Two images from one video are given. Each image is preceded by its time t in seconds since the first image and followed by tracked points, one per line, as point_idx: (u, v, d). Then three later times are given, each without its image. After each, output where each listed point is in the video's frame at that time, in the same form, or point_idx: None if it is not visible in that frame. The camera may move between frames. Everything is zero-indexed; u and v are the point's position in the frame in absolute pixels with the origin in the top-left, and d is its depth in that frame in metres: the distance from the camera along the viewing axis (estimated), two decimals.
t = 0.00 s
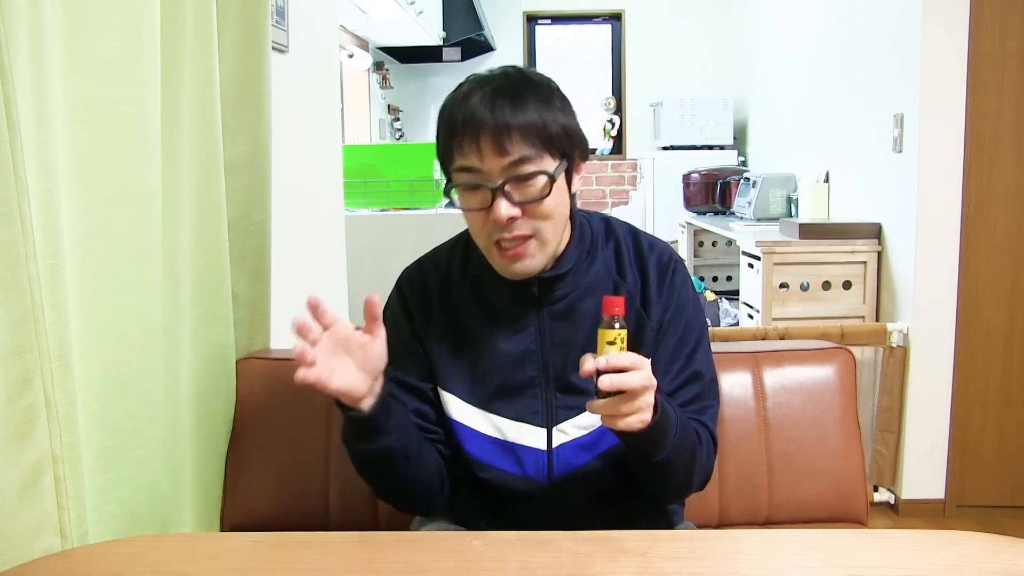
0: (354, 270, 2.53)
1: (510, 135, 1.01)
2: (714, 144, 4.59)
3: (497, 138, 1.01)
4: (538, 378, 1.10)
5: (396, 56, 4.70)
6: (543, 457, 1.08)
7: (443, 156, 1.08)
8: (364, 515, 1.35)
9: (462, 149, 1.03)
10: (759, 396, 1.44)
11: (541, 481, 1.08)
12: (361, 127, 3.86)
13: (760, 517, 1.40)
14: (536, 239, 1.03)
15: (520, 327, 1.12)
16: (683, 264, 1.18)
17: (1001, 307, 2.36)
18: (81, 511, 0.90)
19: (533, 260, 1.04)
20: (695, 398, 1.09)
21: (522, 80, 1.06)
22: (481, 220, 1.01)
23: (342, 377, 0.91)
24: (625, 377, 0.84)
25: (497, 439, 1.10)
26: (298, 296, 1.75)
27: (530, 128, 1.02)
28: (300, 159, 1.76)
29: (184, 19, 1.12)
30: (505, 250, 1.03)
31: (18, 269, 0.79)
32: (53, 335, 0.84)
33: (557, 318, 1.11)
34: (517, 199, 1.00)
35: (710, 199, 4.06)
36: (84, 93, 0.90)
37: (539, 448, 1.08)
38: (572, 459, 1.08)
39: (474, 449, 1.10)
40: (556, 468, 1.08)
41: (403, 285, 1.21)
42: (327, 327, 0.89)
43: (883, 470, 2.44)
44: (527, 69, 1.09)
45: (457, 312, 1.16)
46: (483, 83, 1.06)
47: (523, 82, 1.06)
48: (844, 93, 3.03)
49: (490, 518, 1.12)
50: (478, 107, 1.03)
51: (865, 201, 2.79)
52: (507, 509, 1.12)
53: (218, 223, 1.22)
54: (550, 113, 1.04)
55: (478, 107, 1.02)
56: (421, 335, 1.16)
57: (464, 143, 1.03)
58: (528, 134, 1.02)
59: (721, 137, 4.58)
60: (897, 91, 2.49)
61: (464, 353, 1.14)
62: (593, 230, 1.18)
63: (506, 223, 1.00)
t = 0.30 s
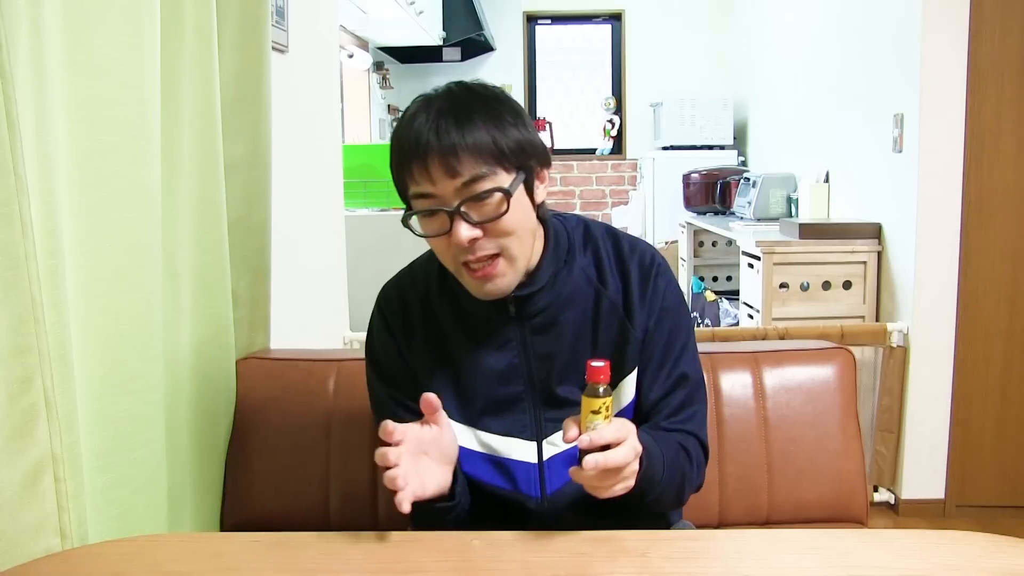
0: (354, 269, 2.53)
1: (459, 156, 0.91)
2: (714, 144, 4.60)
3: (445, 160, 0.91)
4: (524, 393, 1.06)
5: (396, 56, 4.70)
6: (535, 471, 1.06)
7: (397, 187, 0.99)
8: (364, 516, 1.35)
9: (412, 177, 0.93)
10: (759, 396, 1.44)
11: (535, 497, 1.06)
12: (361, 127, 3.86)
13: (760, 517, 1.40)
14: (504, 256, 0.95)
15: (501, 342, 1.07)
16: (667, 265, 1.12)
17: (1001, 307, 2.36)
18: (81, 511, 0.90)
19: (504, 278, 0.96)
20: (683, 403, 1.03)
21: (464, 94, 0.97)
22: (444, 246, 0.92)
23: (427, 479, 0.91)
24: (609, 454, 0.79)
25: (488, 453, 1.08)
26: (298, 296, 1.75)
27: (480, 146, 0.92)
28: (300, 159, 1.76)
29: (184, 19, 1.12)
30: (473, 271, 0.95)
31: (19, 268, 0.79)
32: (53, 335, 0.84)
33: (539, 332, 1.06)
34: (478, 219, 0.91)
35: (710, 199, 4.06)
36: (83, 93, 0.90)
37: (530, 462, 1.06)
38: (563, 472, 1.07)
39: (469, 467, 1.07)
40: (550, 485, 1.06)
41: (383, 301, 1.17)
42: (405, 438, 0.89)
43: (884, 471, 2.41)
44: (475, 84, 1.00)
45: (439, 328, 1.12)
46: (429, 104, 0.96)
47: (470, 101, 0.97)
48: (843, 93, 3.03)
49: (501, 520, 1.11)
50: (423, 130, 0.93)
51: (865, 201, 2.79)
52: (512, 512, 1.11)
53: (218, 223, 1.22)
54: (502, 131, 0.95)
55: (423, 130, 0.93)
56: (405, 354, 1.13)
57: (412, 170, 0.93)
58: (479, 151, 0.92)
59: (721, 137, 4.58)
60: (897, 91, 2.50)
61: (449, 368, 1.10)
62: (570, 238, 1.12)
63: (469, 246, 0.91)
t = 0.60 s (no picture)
0: (354, 269, 2.53)
1: (420, 167, 0.86)
2: (714, 144, 4.60)
3: (405, 171, 0.86)
4: (505, 406, 1.05)
5: (396, 56, 4.70)
6: (522, 485, 1.05)
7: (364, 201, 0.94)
8: (364, 515, 1.35)
9: (375, 191, 0.88)
10: (759, 395, 1.44)
11: (524, 510, 1.06)
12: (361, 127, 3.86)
13: (760, 517, 1.40)
14: (475, 269, 0.90)
15: (482, 354, 1.04)
16: (655, 272, 1.10)
17: (1001, 307, 2.36)
18: (81, 510, 0.90)
19: (477, 291, 0.92)
20: (671, 417, 1.03)
21: (426, 101, 0.92)
22: (413, 259, 0.88)
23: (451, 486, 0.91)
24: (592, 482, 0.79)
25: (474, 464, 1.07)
26: (298, 296, 1.75)
27: (442, 155, 0.87)
28: (301, 160, 1.77)
29: (184, 20, 1.12)
30: (445, 285, 0.90)
31: (19, 268, 0.79)
32: (53, 335, 0.84)
33: (521, 343, 1.04)
34: (445, 231, 0.86)
35: (710, 199, 4.06)
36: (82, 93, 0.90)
37: (517, 476, 1.05)
38: (552, 487, 1.07)
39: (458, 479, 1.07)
40: (539, 500, 1.06)
41: (364, 307, 1.14)
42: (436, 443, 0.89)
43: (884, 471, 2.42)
44: (442, 89, 0.95)
45: (419, 337, 1.09)
46: (392, 110, 0.91)
47: (435, 107, 0.91)
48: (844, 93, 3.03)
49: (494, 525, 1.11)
50: (384, 139, 0.88)
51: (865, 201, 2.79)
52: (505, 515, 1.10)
53: (218, 223, 1.22)
54: (468, 138, 0.89)
55: (384, 139, 0.88)
56: (388, 361, 1.10)
57: (374, 182, 0.88)
58: (441, 159, 0.87)
59: (722, 137, 4.58)
60: (897, 91, 2.50)
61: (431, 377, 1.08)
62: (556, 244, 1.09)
63: (439, 260, 0.87)
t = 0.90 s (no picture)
0: (353, 269, 2.53)
1: (416, 164, 0.85)
2: (714, 144, 4.60)
3: (400, 168, 0.85)
4: (497, 409, 1.03)
5: (396, 56, 4.70)
6: (515, 487, 1.02)
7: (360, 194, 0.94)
8: (364, 515, 1.35)
9: (369, 185, 0.88)
10: (759, 396, 1.44)
11: (518, 511, 1.03)
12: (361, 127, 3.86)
13: (760, 517, 1.41)
14: (470, 268, 0.89)
15: (475, 356, 1.03)
16: (655, 279, 1.07)
17: (1002, 306, 2.36)
18: (81, 511, 0.90)
19: (471, 288, 0.91)
20: (675, 426, 1.02)
21: (424, 97, 0.92)
22: (407, 257, 0.87)
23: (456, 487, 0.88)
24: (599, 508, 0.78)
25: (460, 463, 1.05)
26: (298, 295, 1.75)
27: (437, 151, 0.86)
28: (301, 160, 1.77)
29: (184, 20, 1.12)
30: (441, 284, 0.90)
31: (19, 269, 0.79)
32: (54, 334, 0.85)
33: (514, 347, 1.02)
34: (439, 229, 0.86)
35: (710, 199, 4.06)
36: (82, 92, 0.90)
37: (510, 477, 1.03)
38: (545, 487, 1.03)
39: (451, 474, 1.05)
40: (532, 502, 1.02)
41: (361, 307, 1.13)
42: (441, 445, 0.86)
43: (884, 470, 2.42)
44: (439, 88, 0.94)
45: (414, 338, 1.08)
46: (391, 108, 0.91)
47: (432, 106, 0.91)
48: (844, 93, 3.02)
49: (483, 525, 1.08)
50: (381, 136, 0.87)
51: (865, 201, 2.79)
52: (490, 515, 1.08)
53: (218, 223, 1.22)
54: (462, 136, 0.89)
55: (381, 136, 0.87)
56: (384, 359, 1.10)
57: (369, 179, 0.88)
58: (436, 158, 0.86)
59: (722, 137, 4.58)
60: (897, 91, 2.50)
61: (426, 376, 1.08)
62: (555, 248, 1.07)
63: (433, 257, 0.86)
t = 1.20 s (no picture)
0: (354, 269, 2.53)
1: (528, 121, 1.01)
2: (714, 144, 4.60)
3: (515, 120, 1.01)
4: (525, 373, 1.08)
5: (396, 56, 4.70)
6: (531, 454, 1.06)
7: (459, 131, 1.08)
8: (365, 514, 1.36)
9: (478, 126, 1.03)
10: (759, 396, 1.43)
11: (529, 477, 1.06)
12: (361, 127, 3.86)
13: (760, 517, 1.41)
14: (540, 224, 1.03)
15: (514, 318, 1.10)
16: (686, 271, 1.16)
17: (1002, 306, 2.36)
18: (81, 510, 0.90)
19: (535, 246, 1.04)
20: (681, 406, 1.05)
21: (546, 68, 1.07)
22: (489, 199, 1.01)
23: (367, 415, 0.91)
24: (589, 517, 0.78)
25: (484, 423, 1.09)
26: (298, 295, 1.75)
27: (548, 115, 1.02)
28: (301, 160, 1.77)
29: (184, 19, 1.12)
30: (509, 231, 1.03)
31: (19, 269, 0.79)
32: (54, 334, 0.85)
33: (551, 312, 1.09)
34: (527, 182, 1.00)
35: (710, 199, 4.06)
36: (83, 92, 0.90)
37: (527, 444, 1.06)
38: (560, 457, 1.06)
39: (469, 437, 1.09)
40: (545, 469, 1.06)
41: (406, 271, 1.20)
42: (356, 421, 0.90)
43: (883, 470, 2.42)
44: (553, 62, 1.10)
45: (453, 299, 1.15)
46: (506, 70, 1.06)
47: (549, 75, 1.06)
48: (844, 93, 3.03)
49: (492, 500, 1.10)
50: (500, 94, 1.02)
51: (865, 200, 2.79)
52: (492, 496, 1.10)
53: (218, 223, 1.22)
54: (570, 104, 1.05)
55: (499, 92, 1.02)
56: (416, 320, 1.15)
57: (481, 123, 1.02)
58: (545, 121, 1.02)
59: (722, 137, 4.58)
60: (897, 92, 2.50)
61: (458, 338, 1.12)
62: (597, 230, 1.16)
63: (514, 205, 1.00)
